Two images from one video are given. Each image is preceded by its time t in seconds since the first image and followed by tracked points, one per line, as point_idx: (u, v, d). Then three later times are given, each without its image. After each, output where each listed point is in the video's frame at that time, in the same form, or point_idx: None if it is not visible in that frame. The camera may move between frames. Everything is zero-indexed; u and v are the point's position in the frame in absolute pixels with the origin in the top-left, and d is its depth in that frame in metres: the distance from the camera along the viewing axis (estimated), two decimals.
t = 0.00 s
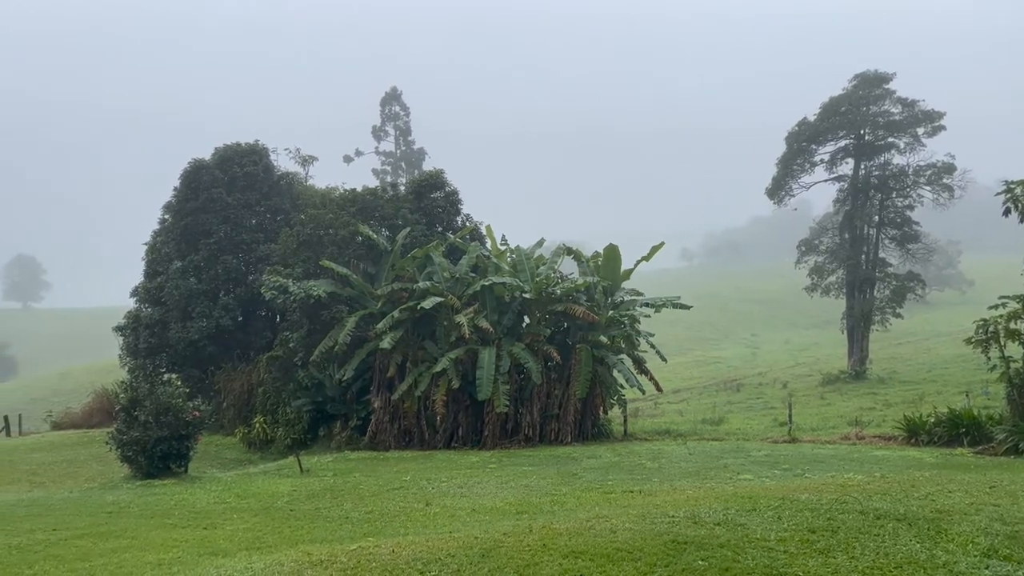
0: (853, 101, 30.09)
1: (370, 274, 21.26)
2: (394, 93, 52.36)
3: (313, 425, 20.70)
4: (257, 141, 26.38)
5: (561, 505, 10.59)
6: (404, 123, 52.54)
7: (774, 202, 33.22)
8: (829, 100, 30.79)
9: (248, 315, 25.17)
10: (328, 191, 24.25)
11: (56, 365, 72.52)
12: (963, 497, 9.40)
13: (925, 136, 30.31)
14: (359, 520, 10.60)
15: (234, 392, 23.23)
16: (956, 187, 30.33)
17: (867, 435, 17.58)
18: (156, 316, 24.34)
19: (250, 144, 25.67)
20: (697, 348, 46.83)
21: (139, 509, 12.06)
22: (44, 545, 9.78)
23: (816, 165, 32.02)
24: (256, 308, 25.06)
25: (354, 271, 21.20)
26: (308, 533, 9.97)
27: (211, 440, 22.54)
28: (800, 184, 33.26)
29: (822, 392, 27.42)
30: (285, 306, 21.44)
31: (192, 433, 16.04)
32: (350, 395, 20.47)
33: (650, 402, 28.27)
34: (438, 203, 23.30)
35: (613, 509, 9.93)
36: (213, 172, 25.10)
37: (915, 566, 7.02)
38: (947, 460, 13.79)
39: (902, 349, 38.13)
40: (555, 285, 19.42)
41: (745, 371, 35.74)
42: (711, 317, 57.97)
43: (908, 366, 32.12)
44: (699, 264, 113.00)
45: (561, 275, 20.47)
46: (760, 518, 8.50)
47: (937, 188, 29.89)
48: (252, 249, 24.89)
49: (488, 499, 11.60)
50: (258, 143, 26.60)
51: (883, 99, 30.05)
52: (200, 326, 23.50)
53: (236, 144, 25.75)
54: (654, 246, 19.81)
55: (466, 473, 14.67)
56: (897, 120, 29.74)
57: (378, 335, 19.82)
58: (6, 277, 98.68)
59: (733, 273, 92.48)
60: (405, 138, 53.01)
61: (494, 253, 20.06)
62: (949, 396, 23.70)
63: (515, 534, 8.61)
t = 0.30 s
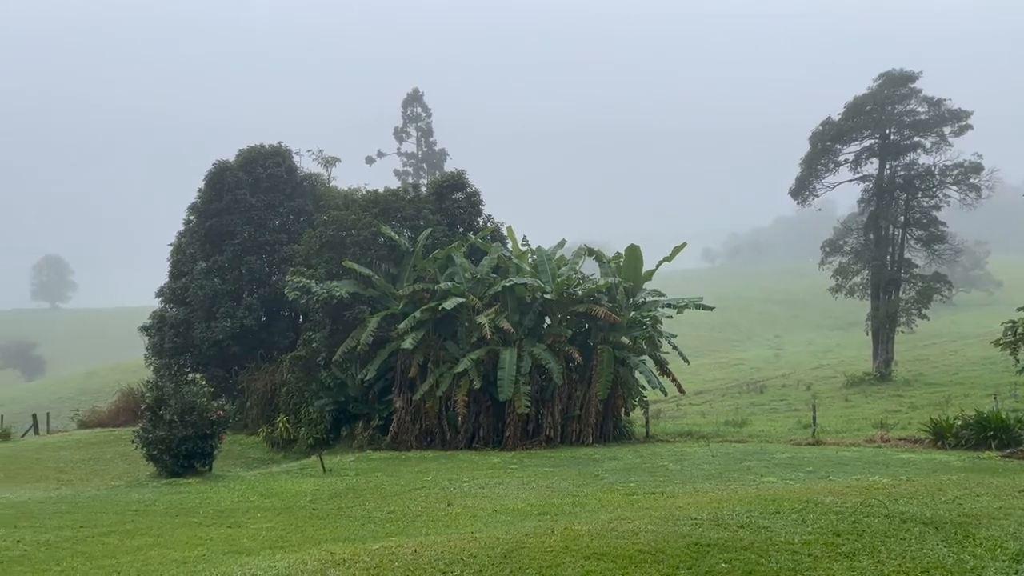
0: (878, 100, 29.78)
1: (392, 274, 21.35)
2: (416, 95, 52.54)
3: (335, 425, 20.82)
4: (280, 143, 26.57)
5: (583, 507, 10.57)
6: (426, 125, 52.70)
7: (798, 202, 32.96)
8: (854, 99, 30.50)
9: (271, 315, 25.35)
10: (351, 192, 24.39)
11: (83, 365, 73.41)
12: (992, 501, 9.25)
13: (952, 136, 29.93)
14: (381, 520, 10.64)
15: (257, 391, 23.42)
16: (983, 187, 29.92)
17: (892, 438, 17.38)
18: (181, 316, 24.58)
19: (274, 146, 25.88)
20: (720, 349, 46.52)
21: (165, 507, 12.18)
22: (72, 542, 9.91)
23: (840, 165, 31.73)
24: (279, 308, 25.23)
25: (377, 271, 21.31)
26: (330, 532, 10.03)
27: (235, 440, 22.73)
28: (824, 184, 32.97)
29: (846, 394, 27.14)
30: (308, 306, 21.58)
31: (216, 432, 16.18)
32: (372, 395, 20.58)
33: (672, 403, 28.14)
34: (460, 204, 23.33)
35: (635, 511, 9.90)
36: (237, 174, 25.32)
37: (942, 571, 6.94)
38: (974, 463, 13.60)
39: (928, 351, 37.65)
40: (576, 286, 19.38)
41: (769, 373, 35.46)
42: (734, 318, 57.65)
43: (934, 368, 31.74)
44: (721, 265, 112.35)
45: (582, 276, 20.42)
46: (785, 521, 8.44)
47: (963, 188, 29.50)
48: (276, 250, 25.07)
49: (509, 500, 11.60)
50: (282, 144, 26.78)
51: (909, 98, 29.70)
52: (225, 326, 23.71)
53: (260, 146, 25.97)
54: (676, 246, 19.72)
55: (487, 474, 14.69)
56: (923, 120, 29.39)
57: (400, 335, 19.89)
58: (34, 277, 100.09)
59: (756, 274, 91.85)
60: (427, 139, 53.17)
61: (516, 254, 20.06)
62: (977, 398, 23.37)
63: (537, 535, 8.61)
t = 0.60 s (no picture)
0: (905, 99, 29.46)
1: (414, 275, 21.43)
2: (438, 96, 52.70)
3: (358, 425, 20.94)
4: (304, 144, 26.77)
5: (606, 508, 10.55)
6: (448, 126, 52.83)
7: (823, 203, 32.66)
8: (880, 98, 30.20)
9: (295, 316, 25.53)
10: (374, 193, 24.52)
11: (110, 365, 74.32)
12: (1022, 506, 9.11)
13: (980, 135, 29.53)
14: (404, 520, 10.69)
15: (281, 391, 23.62)
16: (1013, 187, 29.48)
17: (918, 441, 17.18)
18: (206, 317, 24.83)
19: (298, 147, 26.09)
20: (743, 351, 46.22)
21: (191, 505, 12.32)
22: (100, 540, 10.04)
23: (866, 165, 31.41)
24: (303, 309, 25.40)
25: (399, 272, 21.41)
26: (354, 532, 10.08)
27: (259, 439, 22.93)
28: (850, 185, 32.65)
29: (872, 397, 26.86)
30: (332, 307, 21.72)
31: (241, 431, 16.33)
32: (395, 395, 20.67)
33: (694, 405, 28.00)
34: (482, 205, 23.35)
35: (658, 512, 9.86)
36: (261, 175, 25.53)
37: None
38: (1003, 467, 13.41)
39: (956, 353, 37.16)
40: (599, 287, 19.34)
41: (793, 375, 35.17)
42: (758, 319, 57.25)
43: (962, 370, 31.31)
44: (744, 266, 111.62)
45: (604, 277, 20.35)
46: (810, 524, 8.37)
47: (992, 188, 29.09)
48: (300, 251, 25.24)
49: (532, 501, 11.61)
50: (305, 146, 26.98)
51: (936, 98, 29.35)
52: (249, 327, 23.92)
53: (284, 148, 26.19)
54: (699, 247, 19.62)
55: (510, 474, 14.70)
56: (951, 119, 29.03)
57: (422, 336, 19.96)
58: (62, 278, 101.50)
59: (780, 275, 91.14)
60: (449, 140, 53.30)
61: (538, 255, 20.05)
62: (1006, 402, 23.03)
63: (560, 536, 8.61)
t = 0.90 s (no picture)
0: (933, 98, 29.10)
1: (438, 276, 21.50)
2: (461, 98, 52.85)
3: (382, 425, 21.05)
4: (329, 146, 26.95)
5: (630, 510, 10.52)
6: (471, 128, 52.95)
7: (849, 203, 32.31)
8: (907, 98, 29.86)
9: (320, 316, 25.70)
10: (398, 194, 24.64)
11: (138, 364, 75.26)
12: None
13: (1010, 135, 29.09)
14: (428, 520, 10.72)
15: (306, 391, 23.80)
16: None
17: (947, 445, 16.96)
18: (232, 317, 25.09)
19: (323, 149, 26.29)
20: (768, 352, 45.86)
21: (217, 504, 12.44)
22: (129, 537, 10.18)
23: (893, 165, 31.06)
24: (327, 309, 25.57)
25: (423, 273, 21.49)
26: (379, 531, 10.13)
27: (284, 438, 23.13)
28: (877, 185, 32.29)
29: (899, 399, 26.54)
30: (356, 307, 21.85)
31: (266, 431, 16.46)
32: (419, 396, 20.75)
33: (718, 407, 27.84)
34: (505, 206, 23.36)
35: (682, 515, 9.83)
36: (287, 177, 25.75)
37: None
38: None
39: (986, 355, 36.63)
40: (622, 288, 19.28)
41: (818, 377, 34.84)
42: (782, 321, 56.81)
43: (991, 373, 30.86)
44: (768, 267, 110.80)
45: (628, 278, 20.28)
46: (837, 528, 8.29)
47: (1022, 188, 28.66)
48: (324, 252, 25.41)
49: (555, 502, 11.61)
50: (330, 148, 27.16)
51: (965, 96, 28.97)
52: (275, 327, 24.13)
53: (309, 150, 26.40)
54: (724, 248, 19.50)
55: (533, 475, 14.72)
56: (980, 118, 28.64)
57: (446, 337, 20.02)
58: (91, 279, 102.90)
59: (805, 276, 90.34)
60: (472, 142, 53.41)
61: (561, 255, 20.03)
62: None
63: (584, 538, 8.60)
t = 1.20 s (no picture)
0: (963, 97, 28.70)
1: (462, 276, 21.51)
2: (485, 99, 52.92)
3: (406, 425, 21.14)
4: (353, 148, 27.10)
5: (655, 512, 10.48)
6: (495, 129, 53.00)
7: (877, 203, 31.94)
8: (936, 96, 29.46)
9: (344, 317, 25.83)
10: (422, 195, 24.72)
11: (165, 364, 76.18)
12: None
13: None
14: (452, 520, 10.74)
15: (331, 391, 23.95)
16: None
17: (978, 448, 16.70)
18: (259, 317, 25.31)
19: (348, 151, 26.46)
20: (794, 354, 45.45)
21: (244, 502, 12.55)
22: (157, 534, 10.30)
23: (922, 165, 30.66)
24: (352, 310, 25.69)
25: (447, 274, 21.53)
26: (403, 531, 10.18)
27: (310, 438, 23.30)
28: (905, 185, 31.89)
29: (927, 402, 26.20)
30: (381, 308, 21.94)
31: (292, 430, 16.58)
32: (443, 396, 20.80)
33: (744, 409, 27.65)
34: (528, 207, 23.33)
35: (708, 517, 9.77)
36: (312, 178, 25.95)
37: None
38: None
39: (1017, 357, 36.04)
40: (646, 289, 19.19)
41: (845, 379, 34.48)
42: (809, 322, 56.29)
43: None
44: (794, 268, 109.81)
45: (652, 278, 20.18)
46: (866, 531, 8.20)
47: None
48: (349, 253, 25.55)
49: (579, 503, 11.59)
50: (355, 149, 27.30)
51: (996, 95, 28.53)
52: (300, 327, 24.33)
53: (334, 151, 26.57)
54: (750, 248, 19.34)
55: (557, 476, 14.70)
56: (1011, 117, 28.20)
57: (469, 337, 20.04)
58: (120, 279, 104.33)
59: (831, 277, 89.44)
60: (496, 143, 53.45)
61: (584, 256, 19.98)
62: None
63: (609, 539, 8.56)
